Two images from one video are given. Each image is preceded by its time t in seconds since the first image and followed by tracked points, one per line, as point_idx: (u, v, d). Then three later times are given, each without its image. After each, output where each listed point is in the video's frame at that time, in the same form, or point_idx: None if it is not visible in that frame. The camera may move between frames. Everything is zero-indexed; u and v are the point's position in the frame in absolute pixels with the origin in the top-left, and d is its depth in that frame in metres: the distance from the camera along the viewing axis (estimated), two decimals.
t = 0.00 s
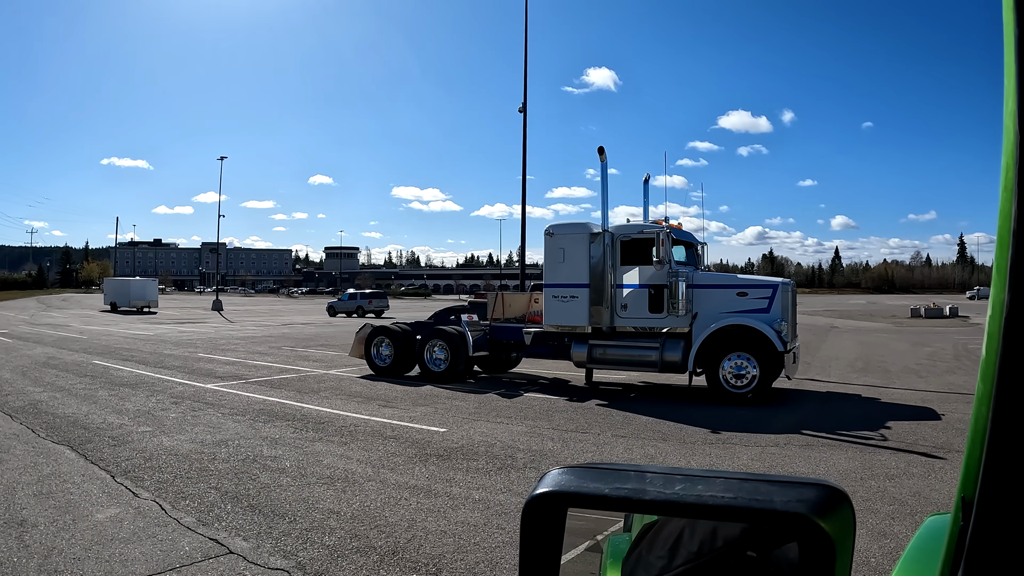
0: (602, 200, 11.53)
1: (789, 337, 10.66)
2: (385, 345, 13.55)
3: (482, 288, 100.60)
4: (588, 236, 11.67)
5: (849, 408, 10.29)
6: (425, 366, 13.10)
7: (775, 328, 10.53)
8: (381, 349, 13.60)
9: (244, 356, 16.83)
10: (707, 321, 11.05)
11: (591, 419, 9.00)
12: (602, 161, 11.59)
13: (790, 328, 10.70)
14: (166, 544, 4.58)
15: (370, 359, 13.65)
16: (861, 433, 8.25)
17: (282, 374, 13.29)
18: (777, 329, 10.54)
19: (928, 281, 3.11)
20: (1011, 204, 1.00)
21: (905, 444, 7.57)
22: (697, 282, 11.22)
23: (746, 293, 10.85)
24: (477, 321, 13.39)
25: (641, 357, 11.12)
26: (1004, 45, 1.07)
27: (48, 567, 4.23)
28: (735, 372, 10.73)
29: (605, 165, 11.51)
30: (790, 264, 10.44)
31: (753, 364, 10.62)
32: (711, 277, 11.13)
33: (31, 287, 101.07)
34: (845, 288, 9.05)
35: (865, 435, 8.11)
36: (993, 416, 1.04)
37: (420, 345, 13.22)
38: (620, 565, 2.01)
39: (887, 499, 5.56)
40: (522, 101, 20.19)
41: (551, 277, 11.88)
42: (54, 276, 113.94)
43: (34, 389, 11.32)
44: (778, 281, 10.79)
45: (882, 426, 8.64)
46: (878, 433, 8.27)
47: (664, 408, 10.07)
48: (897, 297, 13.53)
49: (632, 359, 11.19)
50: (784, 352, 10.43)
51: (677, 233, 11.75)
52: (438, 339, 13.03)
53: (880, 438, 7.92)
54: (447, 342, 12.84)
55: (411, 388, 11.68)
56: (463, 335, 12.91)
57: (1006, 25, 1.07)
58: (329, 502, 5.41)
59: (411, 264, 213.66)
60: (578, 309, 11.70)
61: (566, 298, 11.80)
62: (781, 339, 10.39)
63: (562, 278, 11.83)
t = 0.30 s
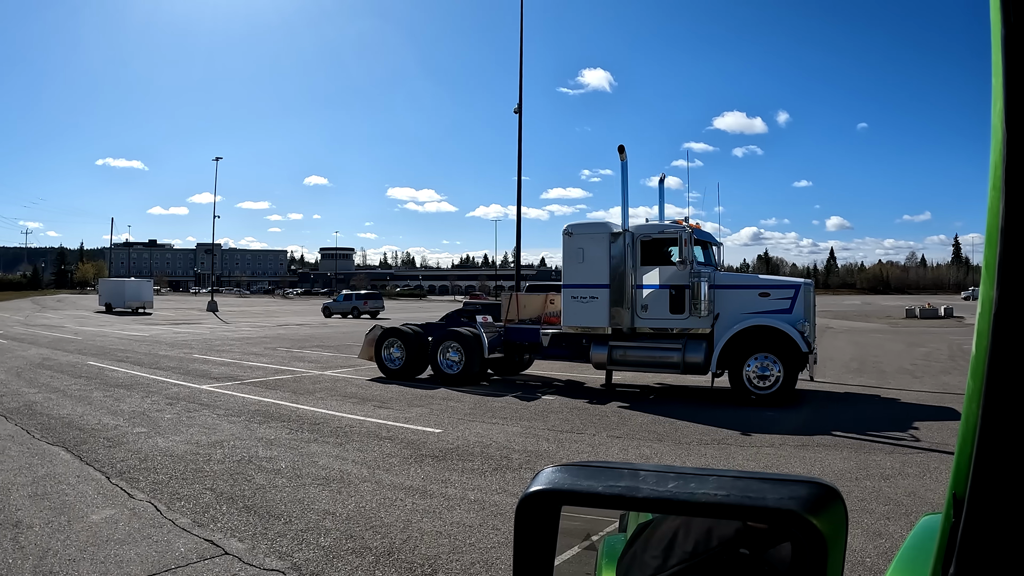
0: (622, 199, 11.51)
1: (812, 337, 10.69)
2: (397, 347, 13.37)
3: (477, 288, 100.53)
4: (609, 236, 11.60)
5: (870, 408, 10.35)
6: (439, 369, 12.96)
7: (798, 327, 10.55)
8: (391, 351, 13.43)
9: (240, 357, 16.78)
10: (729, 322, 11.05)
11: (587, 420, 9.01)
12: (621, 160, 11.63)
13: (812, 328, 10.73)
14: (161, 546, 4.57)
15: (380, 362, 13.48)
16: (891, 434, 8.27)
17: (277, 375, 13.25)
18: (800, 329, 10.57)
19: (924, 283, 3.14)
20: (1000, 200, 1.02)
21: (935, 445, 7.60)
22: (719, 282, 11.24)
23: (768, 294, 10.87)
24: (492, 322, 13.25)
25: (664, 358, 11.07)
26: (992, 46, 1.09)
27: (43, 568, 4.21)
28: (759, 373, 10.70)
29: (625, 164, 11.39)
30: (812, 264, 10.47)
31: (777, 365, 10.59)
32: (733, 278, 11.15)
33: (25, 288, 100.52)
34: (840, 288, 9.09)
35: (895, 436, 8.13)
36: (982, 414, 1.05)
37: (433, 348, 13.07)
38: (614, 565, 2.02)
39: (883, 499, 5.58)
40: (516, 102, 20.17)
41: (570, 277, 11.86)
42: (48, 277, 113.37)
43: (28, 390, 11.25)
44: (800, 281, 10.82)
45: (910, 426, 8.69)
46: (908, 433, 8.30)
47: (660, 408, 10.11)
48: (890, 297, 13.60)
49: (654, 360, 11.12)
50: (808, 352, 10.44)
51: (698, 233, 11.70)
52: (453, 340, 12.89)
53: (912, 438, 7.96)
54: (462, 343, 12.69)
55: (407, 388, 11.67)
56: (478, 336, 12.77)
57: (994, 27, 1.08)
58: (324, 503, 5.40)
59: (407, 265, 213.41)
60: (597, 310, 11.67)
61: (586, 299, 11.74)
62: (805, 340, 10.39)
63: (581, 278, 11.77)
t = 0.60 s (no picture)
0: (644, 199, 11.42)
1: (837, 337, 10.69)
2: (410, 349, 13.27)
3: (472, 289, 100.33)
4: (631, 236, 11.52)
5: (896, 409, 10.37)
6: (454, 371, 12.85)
7: (824, 328, 10.53)
8: (405, 353, 13.32)
9: (234, 357, 16.74)
10: (752, 323, 11.05)
11: (582, 420, 9.02)
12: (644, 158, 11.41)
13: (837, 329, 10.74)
14: (156, 546, 4.56)
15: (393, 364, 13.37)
16: (922, 434, 8.28)
17: (272, 376, 13.23)
18: (825, 330, 10.57)
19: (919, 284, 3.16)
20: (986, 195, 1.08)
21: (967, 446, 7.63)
22: (743, 283, 11.23)
23: (792, 294, 10.86)
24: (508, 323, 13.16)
25: (686, 360, 11.01)
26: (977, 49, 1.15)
27: (38, 568, 4.20)
28: (784, 374, 10.73)
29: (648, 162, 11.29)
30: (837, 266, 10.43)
31: (801, 366, 10.63)
32: (757, 279, 11.13)
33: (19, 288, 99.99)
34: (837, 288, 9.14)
35: (928, 437, 8.14)
36: (971, 402, 1.11)
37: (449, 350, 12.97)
38: (608, 564, 2.02)
39: (877, 499, 5.61)
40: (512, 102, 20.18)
41: (590, 277, 11.73)
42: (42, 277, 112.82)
43: (22, 390, 11.21)
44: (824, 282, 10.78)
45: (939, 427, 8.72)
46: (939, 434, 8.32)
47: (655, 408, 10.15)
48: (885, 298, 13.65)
49: (677, 361, 11.05)
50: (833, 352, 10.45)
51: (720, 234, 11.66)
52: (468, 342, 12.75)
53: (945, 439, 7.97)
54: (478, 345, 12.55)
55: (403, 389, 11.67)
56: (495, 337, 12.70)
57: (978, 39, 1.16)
58: (319, 503, 5.40)
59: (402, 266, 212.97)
60: (619, 311, 11.55)
61: (607, 299, 11.63)
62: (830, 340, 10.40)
63: (603, 278, 11.66)
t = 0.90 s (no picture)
0: (668, 199, 11.39)
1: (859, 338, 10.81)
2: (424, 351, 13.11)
3: (468, 289, 100.23)
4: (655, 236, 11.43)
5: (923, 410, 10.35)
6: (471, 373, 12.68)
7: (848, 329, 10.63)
8: (418, 355, 13.17)
9: (229, 357, 16.70)
10: (775, 324, 11.07)
11: (578, 421, 9.04)
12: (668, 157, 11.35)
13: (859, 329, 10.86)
14: (151, 546, 4.55)
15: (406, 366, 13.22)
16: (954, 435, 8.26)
17: (267, 376, 13.20)
18: (849, 331, 10.67)
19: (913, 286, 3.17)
20: (966, 194, 1.13)
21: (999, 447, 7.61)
22: (766, 284, 11.22)
23: (815, 295, 10.89)
24: (525, 324, 13.06)
25: (711, 361, 11.02)
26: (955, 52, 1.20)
27: (33, 568, 4.19)
28: (809, 376, 10.78)
29: (672, 162, 11.25)
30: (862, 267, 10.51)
31: (827, 367, 10.69)
32: (780, 280, 11.14)
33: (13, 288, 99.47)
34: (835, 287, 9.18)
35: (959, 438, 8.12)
36: (955, 396, 1.16)
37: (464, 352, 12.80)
38: (602, 564, 2.03)
39: (872, 500, 5.63)
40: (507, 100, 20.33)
41: (613, 277, 11.59)
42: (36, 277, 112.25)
43: (16, 390, 11.16)
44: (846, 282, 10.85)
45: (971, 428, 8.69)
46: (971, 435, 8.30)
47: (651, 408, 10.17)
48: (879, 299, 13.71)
49: (700, 362, 11.06)
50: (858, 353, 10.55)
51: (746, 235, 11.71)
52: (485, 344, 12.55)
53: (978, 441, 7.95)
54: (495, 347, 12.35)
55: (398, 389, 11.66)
56: (511, 338, 12.54)
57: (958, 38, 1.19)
58: (314, 503, 5.40)
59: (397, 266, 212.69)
60: (642, 312, 11.44)
61: (631, 300, 11.51)
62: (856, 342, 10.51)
63: (625, 279, 11.55)
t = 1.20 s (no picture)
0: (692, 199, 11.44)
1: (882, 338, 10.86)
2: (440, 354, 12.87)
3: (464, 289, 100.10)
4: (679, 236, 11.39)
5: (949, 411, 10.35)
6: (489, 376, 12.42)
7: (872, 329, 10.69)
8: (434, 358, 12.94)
9: (224, 357, 16.65)
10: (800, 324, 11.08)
11: (573, 421, 9.05)
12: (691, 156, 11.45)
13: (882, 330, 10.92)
14: (145, 546, 4.53)
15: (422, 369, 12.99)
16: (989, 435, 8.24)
17: (262, 375, 13.17)
18: (874, 331, 10.72)
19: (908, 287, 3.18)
20: (960, 193, 1.14)
21: None
22: (790, 285, 11.26)
23: (839, 296, 10.94)
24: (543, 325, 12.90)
25: (736, 361, 10.99)
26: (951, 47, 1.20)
27: (27, 568, 4.17)
28: (835, 376, 10.75)
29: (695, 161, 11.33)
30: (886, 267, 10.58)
31: (852, 368, 10.68)
32: (804, 280, 11.18)
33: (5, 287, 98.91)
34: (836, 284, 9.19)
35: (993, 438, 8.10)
36: (948, 395, 1.19)
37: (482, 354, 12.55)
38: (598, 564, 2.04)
39: (867, 500, 5.65)
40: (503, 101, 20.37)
41: (636, 277, 11.50)
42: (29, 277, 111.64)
43: (10, 390, 11.10)
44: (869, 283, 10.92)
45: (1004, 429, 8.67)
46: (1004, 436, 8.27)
47: (646, 408, 10.20)
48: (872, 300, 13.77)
49: (725, 362, 11.04)
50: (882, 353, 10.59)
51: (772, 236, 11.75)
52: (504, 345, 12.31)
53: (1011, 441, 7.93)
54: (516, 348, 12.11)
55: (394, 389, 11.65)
56: (529, 340, 12.27)
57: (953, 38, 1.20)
58: (309, 503, 5.39)
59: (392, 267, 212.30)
60: (666, 312, 11.38)
61: (655, 300, 11.45)
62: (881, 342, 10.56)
63: (649, 279, 11.47)
